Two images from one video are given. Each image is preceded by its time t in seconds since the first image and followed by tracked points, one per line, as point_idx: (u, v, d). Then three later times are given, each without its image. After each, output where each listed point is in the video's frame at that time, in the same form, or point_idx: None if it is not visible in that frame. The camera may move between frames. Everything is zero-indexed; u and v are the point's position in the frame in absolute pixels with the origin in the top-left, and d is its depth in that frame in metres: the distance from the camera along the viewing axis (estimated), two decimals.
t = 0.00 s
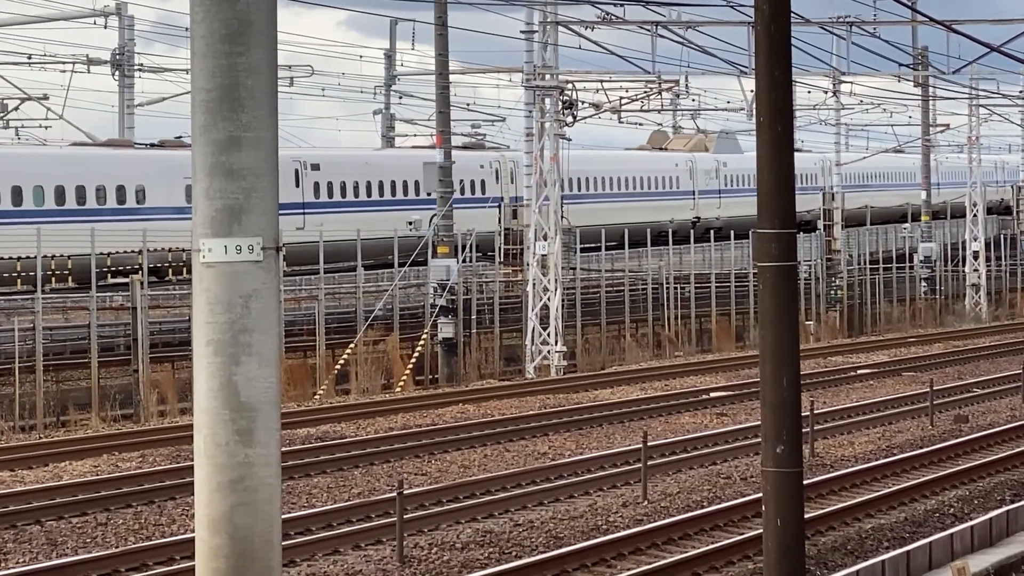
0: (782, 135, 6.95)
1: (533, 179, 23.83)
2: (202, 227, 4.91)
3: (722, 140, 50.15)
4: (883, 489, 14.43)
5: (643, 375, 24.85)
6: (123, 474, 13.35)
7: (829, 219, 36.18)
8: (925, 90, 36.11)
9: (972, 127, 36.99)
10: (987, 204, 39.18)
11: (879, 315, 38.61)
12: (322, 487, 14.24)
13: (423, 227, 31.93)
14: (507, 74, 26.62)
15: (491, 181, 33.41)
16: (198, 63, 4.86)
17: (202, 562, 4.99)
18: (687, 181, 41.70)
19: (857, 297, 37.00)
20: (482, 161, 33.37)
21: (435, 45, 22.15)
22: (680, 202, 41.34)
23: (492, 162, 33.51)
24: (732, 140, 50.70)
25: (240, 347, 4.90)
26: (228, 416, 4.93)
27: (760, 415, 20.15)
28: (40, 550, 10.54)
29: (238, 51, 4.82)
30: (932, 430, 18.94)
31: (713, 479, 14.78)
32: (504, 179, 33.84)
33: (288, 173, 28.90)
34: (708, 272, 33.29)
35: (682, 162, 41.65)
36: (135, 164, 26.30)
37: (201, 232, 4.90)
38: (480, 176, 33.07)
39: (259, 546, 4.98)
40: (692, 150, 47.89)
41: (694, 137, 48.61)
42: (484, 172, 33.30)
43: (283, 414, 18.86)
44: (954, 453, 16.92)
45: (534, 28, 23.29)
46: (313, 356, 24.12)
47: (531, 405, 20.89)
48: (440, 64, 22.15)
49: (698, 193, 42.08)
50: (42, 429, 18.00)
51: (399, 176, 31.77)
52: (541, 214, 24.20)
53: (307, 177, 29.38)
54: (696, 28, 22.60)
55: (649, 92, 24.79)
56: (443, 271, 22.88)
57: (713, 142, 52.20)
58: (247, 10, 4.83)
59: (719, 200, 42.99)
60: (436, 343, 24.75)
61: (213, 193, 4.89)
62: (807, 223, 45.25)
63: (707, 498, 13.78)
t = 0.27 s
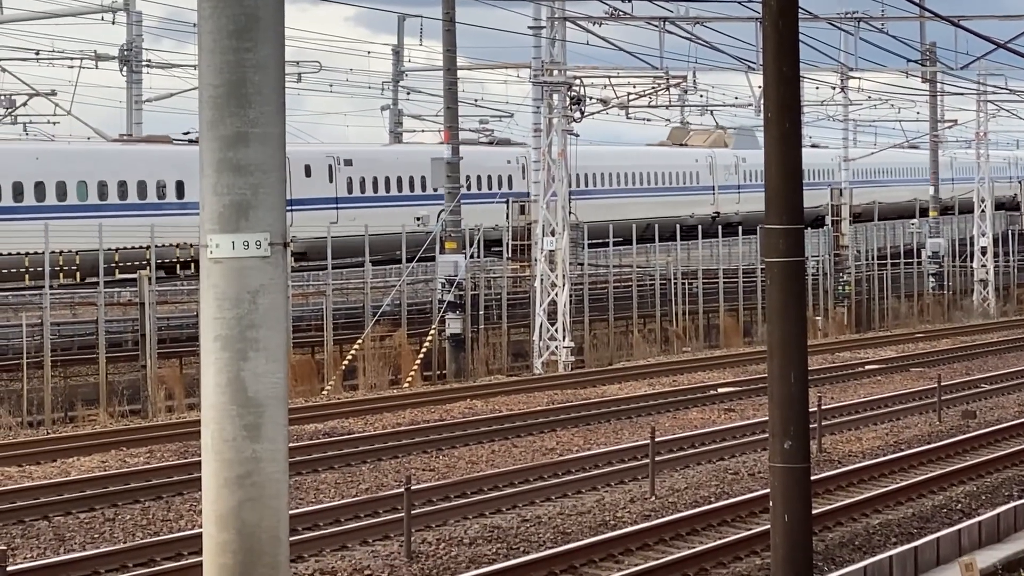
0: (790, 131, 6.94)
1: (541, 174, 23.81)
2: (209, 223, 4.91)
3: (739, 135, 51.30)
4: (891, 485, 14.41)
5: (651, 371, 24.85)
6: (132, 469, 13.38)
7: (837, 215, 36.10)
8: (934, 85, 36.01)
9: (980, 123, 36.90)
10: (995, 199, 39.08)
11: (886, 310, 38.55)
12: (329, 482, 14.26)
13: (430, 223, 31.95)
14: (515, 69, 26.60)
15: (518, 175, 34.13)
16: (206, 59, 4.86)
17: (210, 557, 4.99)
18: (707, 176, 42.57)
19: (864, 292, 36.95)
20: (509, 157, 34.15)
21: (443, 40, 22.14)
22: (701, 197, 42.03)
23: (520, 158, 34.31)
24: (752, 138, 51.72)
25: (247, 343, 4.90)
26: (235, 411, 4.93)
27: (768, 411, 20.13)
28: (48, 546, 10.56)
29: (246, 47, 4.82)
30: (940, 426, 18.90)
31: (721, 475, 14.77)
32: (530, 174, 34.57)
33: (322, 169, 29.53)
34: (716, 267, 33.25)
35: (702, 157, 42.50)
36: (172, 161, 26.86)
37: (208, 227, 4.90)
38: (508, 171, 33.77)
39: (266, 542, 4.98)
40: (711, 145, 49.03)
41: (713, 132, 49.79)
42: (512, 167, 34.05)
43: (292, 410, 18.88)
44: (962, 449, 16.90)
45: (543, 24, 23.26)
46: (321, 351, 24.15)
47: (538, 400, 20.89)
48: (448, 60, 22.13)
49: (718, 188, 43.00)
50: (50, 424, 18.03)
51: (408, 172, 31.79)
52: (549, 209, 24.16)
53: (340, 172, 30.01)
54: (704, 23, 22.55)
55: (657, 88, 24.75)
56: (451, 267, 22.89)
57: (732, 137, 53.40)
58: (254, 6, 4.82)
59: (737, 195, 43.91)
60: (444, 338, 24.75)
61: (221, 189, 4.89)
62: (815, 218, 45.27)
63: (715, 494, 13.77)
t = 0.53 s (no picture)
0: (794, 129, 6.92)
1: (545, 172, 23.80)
2: (214, 220, 4.90)
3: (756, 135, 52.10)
4: (895, 483, 14.39)
5: (655, 368, 24.84)
6: (136, 467, 13.38)
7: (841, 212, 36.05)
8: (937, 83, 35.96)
9: (984, 120, 36.85)
10: (1000, 197, 39.01)
11: (891, 308, 38.50)
12: (333, 480, 14.25)
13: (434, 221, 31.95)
14: (519, 67, 26.58)
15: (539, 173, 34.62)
16: (211, 57, 4.85)
17: (214, 556, 4.98)
18: (722, 173, 42.90)
19: (868, 289, 36.92)
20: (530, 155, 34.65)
21: (446, 38, 22.12)
22: (717, 194, 42.54)
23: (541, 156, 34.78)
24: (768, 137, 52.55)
25: (252, 340, 4.90)
26: (240, 408, 4.92)
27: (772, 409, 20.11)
28: (52, 544, 10.57)
29: (251, 44, 4.81)
30: (944, 424, 18.87)
31: (725, 473, 14.76)
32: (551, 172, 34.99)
33: (350, 166, 30.24)
34: (720, 265, 33.21)
35: (718, 155, 42.89)
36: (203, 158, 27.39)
37: (213, 225, 4.89)
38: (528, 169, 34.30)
39: (270, 540, 4.98)
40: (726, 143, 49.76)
41: (727, 131, 50.76)
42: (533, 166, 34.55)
43: (295, 408, 18.87)
44: (966, 447, 16.88)
45: (546, 21, 23.25)
46: (325, 349, 24.15)
47: (542, 398, 20.90)
48: (452, 58, 22.12)
49: (733, 185, 43.28)
50: (54, 422, 18.03)
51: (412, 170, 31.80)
52: (553, 207, 24.15)
53: (368, 169, 30.71)
54: (708, 20, 22.52)
55: (661, 85, 24.73)
56: (455, 265, 22.89)
57: (746, 135, 54.80)
58: (259, 3, 4.81)
59: (753, 192, 44.21)
60: (448, 335, 24.75)
61: (225, 186, 4.88)
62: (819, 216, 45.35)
63: (719, 492, 13.75)
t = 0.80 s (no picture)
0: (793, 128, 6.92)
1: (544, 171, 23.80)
2: (212, 220, 4.90)
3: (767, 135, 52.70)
4: (894, 482, 14.39)
5: (654, 367, 24.84)
6: (134, 466, 13.37)
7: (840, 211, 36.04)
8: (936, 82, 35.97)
9: (982, 119, 36.86)
10: (998, 196, 39.02)
11: (889, 307, 38.50)
12: (332, 480, 14.25)
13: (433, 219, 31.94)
14: (517, 66, 26.58)
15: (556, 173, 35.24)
16: (209, 56, 4.85)
17: (213, 555, 4.98)
18: (733, 173, 43.44)
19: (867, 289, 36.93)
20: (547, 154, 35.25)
21: (445, 37, 22.11)
22: (727, 193, 43.09)
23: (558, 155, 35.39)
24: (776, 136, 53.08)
25: (250, 340, 4.90)
26: (238, 408, 4.92)
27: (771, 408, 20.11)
28: (50, 543, 10.55)
29: (249, 44, 4.81)
30: (943, 423, 18.87)
31: (724, 472, 14.76)
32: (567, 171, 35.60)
33: (373, 165, 30.79)
34: (719, 264, 33.22)
35: (729, 154, 43.43)
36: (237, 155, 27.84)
37: (211, 225, 4.89)
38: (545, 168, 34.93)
39: (269, 539, 4.98)
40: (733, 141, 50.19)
41: (737, 130, 51.32)
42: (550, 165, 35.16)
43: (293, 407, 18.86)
44: (965, 446, 16.88)
45: (545, 20, 23.25)
46: (323, 348, 24.14)
47: (541, 397, 20.89)
48: (451, 57, 22.11)
49: (743, 184, 43.88)
50: (52, 422, 18.01)
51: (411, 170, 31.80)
52: (552, 206, 24.15)
53: (390, 168, 31.27)
54: (707, 19, 22.53)
55: (660, 84, 24.74)
56: (453, 264, 22.89)
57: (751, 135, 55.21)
58: (257, 3, 4.81)
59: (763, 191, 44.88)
60: (446, 335, 24.74)
61: (224, 186, 4.88)
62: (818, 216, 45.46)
63: (718, 491, 13.76)
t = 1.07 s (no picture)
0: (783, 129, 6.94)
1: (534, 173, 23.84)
2: (203, 221, 4.91)
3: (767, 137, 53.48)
4: (884, 483, 14.42)
5: (644, 368, 24.88)
6: (125, 467, 13.37)
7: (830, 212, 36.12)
8: (925, 83, 36.06)
9: (972, 121, 36.97)
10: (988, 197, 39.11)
11: (879, 308, 38.59)
12: (322, 481, 14.26)
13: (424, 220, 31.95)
14: (507, 67, 26.60)
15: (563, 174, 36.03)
16: (200, 57, 4.85)
17: (204, 556, 4.99)
18: (734, 173, 44.28)
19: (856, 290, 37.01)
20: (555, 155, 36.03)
21: (435, 39, 22.13)
22: (730, 193, 43.84)
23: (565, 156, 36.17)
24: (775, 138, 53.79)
25: (241, 341, 4.90)
26: (229, 409, 4.93)
27: (761, 409, 20.15)
28: (41, 544, 10.55)
29: (240, 45, 4.82)
30: (932, 424, 18.93)
31: (714, 473, 14.80)
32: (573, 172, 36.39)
33: (387, 166, 31.47)
34: (709, 265, 33.27)
35: (730, 155, 44.25)
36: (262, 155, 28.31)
37: (202, 226, 4.90)
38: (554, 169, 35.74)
39: (260, 540, 4.99)
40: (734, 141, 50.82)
41: (738, 132, 52.11)
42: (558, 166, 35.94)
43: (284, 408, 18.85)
44: (955, 447, 16.93)
45: (535, 22, 23.28)
46: (314, 350, 24.14)
47: (531, 398, 20.92)
48: (441, 58, 22.14)
49: (744, 184, 44.73)
50: (43, 423, 17.98)
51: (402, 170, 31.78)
52: (543, 207, 24.16)
53: (403, 169, 31.97)
54: (697, 21, 22.58)
55: (650, 85, 24.79)
56: (444, 266, 22.92)
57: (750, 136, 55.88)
58: (248, 4, 4.82)
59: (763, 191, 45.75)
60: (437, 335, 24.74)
61: (214, 188, 4.89)
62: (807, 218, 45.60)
63: (708, 492, 13.79)
